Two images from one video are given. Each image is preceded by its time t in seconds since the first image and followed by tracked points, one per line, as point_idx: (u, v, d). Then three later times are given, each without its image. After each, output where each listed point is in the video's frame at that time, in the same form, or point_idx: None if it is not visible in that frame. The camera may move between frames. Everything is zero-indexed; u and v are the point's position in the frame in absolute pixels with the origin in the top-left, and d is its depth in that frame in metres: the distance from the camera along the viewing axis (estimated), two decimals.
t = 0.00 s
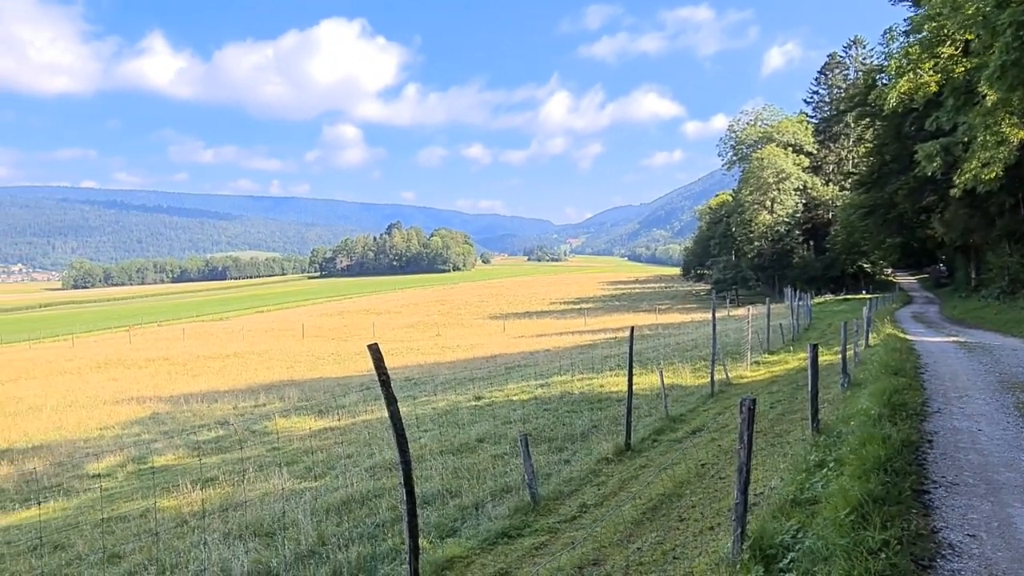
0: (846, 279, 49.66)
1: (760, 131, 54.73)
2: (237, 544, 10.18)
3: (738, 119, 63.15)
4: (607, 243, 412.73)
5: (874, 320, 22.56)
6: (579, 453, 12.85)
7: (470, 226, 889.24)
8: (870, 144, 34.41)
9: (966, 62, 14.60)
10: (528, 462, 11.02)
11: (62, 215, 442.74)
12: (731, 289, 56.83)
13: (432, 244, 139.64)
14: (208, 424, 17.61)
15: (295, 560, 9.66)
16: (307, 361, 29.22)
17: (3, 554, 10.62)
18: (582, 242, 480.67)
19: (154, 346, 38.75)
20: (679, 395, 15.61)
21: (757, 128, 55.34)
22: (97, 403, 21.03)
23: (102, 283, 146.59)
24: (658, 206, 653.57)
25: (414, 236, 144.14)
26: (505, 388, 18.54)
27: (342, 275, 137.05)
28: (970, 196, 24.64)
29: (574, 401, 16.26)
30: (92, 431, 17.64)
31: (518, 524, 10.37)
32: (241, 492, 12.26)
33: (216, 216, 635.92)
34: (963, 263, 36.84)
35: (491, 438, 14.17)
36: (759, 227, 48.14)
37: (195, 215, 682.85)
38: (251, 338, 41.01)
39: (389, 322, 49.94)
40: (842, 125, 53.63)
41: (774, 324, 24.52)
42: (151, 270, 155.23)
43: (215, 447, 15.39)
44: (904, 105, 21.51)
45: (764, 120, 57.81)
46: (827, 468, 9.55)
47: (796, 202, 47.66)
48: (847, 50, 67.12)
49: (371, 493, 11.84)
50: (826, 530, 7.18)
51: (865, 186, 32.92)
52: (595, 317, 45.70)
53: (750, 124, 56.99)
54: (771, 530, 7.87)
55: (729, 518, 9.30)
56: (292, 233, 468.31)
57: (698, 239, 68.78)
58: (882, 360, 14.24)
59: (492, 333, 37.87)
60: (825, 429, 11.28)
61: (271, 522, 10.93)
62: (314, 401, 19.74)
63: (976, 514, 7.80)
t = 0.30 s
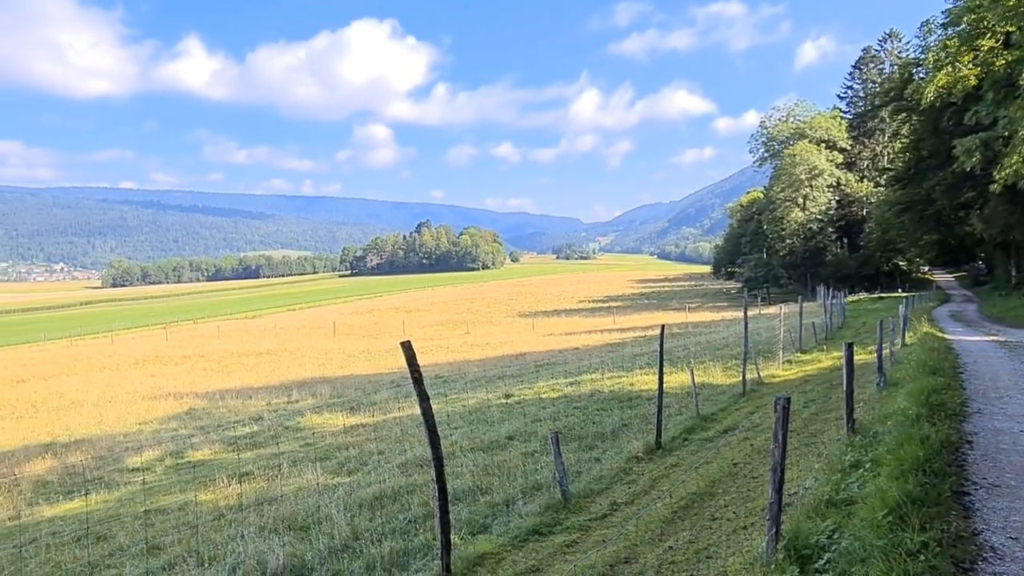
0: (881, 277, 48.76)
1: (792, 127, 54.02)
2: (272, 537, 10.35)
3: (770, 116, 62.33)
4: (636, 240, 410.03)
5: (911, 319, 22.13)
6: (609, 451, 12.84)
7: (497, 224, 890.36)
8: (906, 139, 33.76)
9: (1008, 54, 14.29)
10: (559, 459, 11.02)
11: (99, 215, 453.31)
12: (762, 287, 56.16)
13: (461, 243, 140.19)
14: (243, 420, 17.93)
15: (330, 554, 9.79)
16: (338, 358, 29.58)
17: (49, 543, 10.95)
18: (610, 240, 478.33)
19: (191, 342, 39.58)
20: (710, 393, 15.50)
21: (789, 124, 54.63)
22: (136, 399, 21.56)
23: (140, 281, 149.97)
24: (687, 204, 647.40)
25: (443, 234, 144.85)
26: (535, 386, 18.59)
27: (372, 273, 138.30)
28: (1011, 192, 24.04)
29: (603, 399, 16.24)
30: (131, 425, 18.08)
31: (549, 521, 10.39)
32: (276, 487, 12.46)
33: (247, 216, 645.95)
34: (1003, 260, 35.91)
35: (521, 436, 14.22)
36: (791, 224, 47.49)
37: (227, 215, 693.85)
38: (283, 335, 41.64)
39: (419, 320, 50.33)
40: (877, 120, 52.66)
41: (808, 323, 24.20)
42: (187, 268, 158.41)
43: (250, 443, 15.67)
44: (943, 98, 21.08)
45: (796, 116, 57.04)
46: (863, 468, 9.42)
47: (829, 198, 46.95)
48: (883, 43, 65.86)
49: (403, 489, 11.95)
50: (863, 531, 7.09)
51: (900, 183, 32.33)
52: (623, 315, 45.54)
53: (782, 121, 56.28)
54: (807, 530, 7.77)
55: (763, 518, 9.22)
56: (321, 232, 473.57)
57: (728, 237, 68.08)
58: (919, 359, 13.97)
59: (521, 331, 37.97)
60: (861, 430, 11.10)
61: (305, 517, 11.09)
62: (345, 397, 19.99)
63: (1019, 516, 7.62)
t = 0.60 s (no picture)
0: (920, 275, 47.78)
1: (828, 122, 53.22)
2: (308, 532, 10.49)
3: (803, 111, 61.38)
4: (666, 239, 406.62)
5: (952, 317, 21.65)
6: (642, 449, 12.78)
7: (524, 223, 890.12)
8: (947, 134, 33.08)
9: None
10: (592, 457, 10.97)
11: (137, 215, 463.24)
12: (797, 285, 55.49)
13: (493, 241, 140.36)
14: (278, 416, 18.22)
15: (365, 548, 9.90)
16: (371, 355, 29.88)
17: (93, 534, 11.25)
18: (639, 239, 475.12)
19: (228, 340, 40.32)
20: (744, 392, 15.35)
21: (825, 120, 53.83)
22: (175, 394, 22.03)
23: (178, 279, 153.00)
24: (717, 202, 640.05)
25: (475, 233, 145.13)
26: (567, 384, 18.59)
27: (404, 271, 139.25)
28: None
29: (635, 398, 16.18)
30: (171, 421, 18.48)
31: (581, 519, 10.35)
32: (312, 482, 12.64)
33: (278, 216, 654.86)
34: None
35: (553, 433, 14.23)
36: (827, 221, 46.57)
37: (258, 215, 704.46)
38: (317, 333, 42.21)
39: (450, 318, 50.58)
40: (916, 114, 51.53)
41: (843, 321, 23.85)
42: (224, 267, 161.19)
43: (286, 438, 15.92)
44: (988, 91, 20.60)
45: (832, 111, 56.17)
46: (903, 469, 9.25)
47: (866, 194, 46.11)
48: (923, 35, 64.43)
49: (437, 485, 12.04)
50: (903, 533, 6.97)
51: (940, 178, 31.68)
52: (654, 313, 45.25)
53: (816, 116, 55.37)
54: (845, 531, 7.65)
55: (800, 518, 9.11)
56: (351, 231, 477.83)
57: (761, 234, 67.27)
58: (960, 359, 13.67)
59: (552, 329, 37.98)
60: (901, 429, 10.91)
61: (341, 512, 11.23)
62: (378, 394, 20.17)
63: None
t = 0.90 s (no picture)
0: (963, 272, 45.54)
1: (868, 117, 52.42)
2: (347, 526, 10.59)
3: (841, 106, 60.37)
4: (698, 237, 402.37)
5: (999, 315, 21.09)
6: (679, 448, 12.68)
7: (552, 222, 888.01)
8: (991, 128, 32.34)
9: None
10: (628, 455, 10.85)
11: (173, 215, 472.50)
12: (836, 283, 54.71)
13: (526, 239, 140.19)
14: (316, 412, 18.48)
15: (403, 543, 9.98)
16: (406, 353, 30.15)
17: (139, 526, 11.52)
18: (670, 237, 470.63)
19: (267, 337, 41.03)
20: (782, 391, 15.19)
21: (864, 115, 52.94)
22: (215, 390, 22.51)
23: (217, 278, 155.85)
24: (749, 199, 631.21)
25: (508, 231, 145.05)
26: (602, 382, 18.57)
27: (438, 269, 140.01)
28: None
29: (671, 396, 16.09)
30: (211, 416, 18.86)
31: (618, 517, 10.24)
32: (350, 478, 12.81)
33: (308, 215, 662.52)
34: None
35: (589, 431, 14.22)
36: (865, 218, 46.10)
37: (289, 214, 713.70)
38: (352, 330, 42.71)
39: (484, 316, 50.83)
40: (959, 108, 50.30)
41: (884, 320, 23.41)
42: (262, 265, 163.61)
43: (323, 434, 16.14)
44: None
45: (872, 106, 55.20)
46: (950, 469, 9.05)
47: (907, 190, 45.33)
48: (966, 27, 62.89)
49: (473, 481, 12.11)
50: (951, 534, 6.81)
51: (984, 173, 30.99)
52: (688, 311, 44.90)
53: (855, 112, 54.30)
54: (890, 532, 7.50)
55: (843, 518, 8.97)
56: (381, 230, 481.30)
57: (799, 231, 66.32)
58: (1007, 357, 13.33)
59: (586, 327, 37.91)
60: (946, 430, 10.68)
61: (379, 507, 11.34)
62: (414, 392, 20.32)
63: None
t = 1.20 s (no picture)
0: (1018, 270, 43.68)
1: (916, 110, 51.24)
2: (390, 520, 10.70)
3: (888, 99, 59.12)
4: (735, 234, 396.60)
5: None
6: (721, 447, 12.55)
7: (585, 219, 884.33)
8: None
9: None
10: (671, 453, 10.66)
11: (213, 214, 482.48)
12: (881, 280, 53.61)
13: (564, 236, 139.58)
14: (358, 408, 18.76)
15: (445, 538, 10.05)
16: (445, 350, 30.40)
17: (189, 517, 11.80)
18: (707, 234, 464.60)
19: (310, 333, 41.75)
20: (826, 389, 14.98)
21: (912, 107, 51.76)
22: (260, 386, 23.02)
23: (260, 275, 158.73)
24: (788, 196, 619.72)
25: (546, 229, 144.59)
26: (642, 379, 18.51)
27: (476, 266, 140.54)
28: None
29: (713, 394, 15.96)
30: (256, 411, 19.26)
31: (661, 514, 10.06)
32: (393, 472, 12.96)
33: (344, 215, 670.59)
34: None
35: (630, 429, 14.18)
36: (913, 213, 45.19)
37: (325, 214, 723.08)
38: (392, 327, 43.22)
39: (522, 313, 50.96)
40: (1011, 100, 48.77)
41: (933, 317, 22.86)
42: (304, 263, 165.98)
43: (365, 430, 16.38)
44: None
45: (919, 98, 53.90)
46: (1004, 471, 8.79)
47: (958, 184, 44.38)
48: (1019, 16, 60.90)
49: (514, 478, 12.16)
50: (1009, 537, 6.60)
51: None
52: (729, 309, 44.41)
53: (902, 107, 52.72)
54: (943, 532, 7.29)
55: (892, 520, 8.77)
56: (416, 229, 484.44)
57: (843, 227, 65.07)
58: None
59: (624, 325, 37.76)
60: (1000, 430, 10.39)
61: (420, 502, 11.45)
62: (454, 388, 20.47)
63: None
